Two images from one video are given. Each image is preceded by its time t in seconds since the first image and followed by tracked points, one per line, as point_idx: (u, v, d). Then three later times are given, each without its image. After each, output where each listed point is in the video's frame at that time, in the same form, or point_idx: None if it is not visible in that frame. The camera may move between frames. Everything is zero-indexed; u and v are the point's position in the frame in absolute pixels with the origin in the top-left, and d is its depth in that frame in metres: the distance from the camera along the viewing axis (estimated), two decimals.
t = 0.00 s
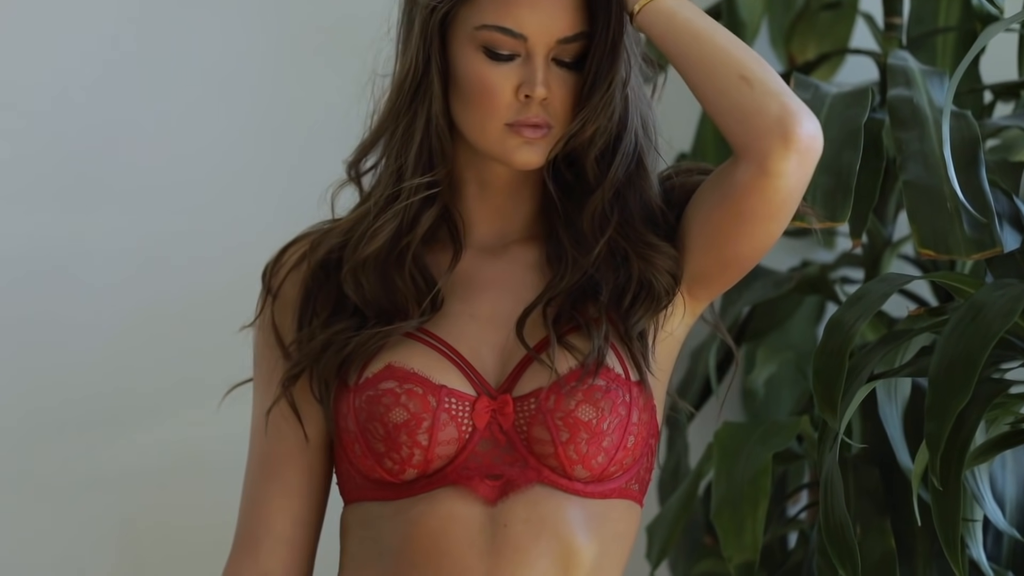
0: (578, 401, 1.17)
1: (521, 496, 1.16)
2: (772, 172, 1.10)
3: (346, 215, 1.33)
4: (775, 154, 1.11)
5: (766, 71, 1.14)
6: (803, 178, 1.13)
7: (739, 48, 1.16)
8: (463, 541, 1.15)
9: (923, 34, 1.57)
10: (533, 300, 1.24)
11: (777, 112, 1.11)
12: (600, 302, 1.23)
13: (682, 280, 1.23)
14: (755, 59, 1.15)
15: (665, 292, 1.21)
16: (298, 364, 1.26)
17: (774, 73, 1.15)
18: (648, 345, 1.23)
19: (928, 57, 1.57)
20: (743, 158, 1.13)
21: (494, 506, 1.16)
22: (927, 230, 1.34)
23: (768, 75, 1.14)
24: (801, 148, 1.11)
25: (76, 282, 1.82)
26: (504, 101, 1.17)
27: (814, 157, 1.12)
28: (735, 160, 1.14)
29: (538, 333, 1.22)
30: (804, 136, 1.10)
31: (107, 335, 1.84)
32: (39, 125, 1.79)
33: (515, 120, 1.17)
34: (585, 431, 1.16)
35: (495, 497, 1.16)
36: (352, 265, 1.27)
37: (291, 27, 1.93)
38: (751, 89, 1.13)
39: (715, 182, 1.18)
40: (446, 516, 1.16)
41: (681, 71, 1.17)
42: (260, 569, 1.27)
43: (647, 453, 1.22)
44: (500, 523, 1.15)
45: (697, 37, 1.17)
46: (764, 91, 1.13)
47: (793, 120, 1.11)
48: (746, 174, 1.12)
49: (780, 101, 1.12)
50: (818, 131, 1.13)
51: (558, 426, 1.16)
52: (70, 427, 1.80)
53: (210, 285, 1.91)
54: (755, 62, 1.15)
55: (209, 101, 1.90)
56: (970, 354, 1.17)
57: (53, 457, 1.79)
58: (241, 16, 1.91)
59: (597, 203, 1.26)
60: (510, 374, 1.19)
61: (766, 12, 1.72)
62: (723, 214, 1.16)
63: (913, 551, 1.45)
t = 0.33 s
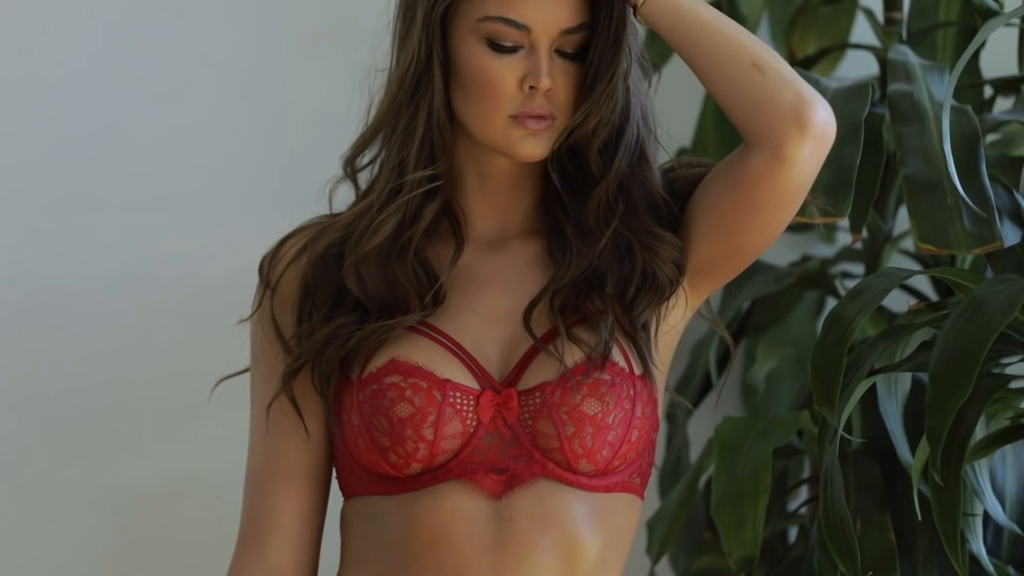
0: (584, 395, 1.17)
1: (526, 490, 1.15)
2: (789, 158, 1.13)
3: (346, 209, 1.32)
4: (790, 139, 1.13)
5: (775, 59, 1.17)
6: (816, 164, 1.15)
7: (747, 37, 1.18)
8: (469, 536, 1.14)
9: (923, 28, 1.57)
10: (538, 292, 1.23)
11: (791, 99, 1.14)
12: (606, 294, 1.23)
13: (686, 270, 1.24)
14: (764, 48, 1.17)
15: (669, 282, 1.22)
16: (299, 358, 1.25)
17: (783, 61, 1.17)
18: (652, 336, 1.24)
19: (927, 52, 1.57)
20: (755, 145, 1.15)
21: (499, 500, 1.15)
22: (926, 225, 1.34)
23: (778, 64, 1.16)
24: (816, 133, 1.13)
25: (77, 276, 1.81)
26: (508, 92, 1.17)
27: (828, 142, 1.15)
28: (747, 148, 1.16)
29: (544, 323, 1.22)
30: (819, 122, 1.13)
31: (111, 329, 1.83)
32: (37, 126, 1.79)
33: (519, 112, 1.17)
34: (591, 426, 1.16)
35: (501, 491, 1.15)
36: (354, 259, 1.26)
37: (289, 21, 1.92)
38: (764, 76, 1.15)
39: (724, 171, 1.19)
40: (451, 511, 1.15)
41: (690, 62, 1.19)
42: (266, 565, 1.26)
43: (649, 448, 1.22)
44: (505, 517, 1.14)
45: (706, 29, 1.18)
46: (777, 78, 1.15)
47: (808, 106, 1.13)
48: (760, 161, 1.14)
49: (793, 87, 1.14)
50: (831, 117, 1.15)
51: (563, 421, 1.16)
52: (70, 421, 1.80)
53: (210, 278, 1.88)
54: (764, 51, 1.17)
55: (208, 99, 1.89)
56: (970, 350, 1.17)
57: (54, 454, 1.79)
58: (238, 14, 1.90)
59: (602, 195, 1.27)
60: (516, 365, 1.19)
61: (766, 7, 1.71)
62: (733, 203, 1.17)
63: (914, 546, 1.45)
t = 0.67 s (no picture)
0: (588, 388, 1.16)
1: (531, 483, 1.15)
2: (800, 152, 1.13)
3: (344, 203, 1.31)
4: (800, 133, 1.13)
5: (785, 53, 1.17)
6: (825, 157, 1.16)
7: (756, 31, 1.18)
8: (474, 531, 1.14)
9: (924, 22, 1.57)
10: (541, 285, 1.24)
11: (802, 92, 1.14)
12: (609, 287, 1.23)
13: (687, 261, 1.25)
14: (773, 41, 1.18)
15: (670, 274, 1.22)
16: (300, 353, 1.25)
17: (792, 55, 1.17)
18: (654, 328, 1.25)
19: (927, 47, 1.57)
20: (764, 138, 1.15)
21: (504, 493, 1.15)
22: (926, 219, 1.33)
23: (788, 57, 1.16)
24: (827, 126, 1.13)
25: (77, 270, 1.80)
26: (512, 84, 1.17)
27: (838, 136, 1.15)
28: (756, 142, 1.16)
29: (549, 315, 1.22)
30: (830, 116, 1.13)
31: (115, 324, 1.82)
32: (38, 123, 1.78)
33: (523, 103, 1.17)
34: (595, 419, 1.16)
35: (506, 484, 1.15)
36: (355, 253, 1.26)
37: (287, 15, 1.91)
38: (775, 70, 1.15)
39: (731, 163, 1.19)
40: (455, 505, 1.15)
41: (699, 56, 1.19)
42: (272, 563, 1.26)
43: (652, 441, 1.22)
44: (510, 511, 1.14)
45: (715, 22, 1.18)
46: (788, 72, 1.15)
47: (819, 99, 1.14)
48: (769, 154, 1.14)
49: (804, 81, 1.15)
50: (841, 110, 1.16)
51: (568, 414, 1.16)
52: (70, 416, 1.79)
53: (210, 272, 1.88)
54: (774, 45, 1.17)
55: (209, 95, 1.88)
56: (968, 345, 1.17)
57: (54, 451, 1.79)
58: (238, 7, 1.89)
59: (603, 188, 1.27)
60: (520, 358, 1.19)
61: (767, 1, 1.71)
62: (741, 195, 1.17)
63: (914, 541, 1.45)
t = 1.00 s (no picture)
0: (593, 380, 1.16)
1: (536, 476, 1.15)
2: (810, 150, 1.13)
3: (344, 197, 1.31)
4: (811, 130, 1.14)
5: (799, 50, 1.17)
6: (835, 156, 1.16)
7: (770, 27, 1.18)
8: (480, 525, 1.14)
9: (924, 15, 1.57)
10: (546, 274, 1.24)
11: (814, 90, 1.14)
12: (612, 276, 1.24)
13: (688, 249, 1.25)
14: (786, 37, 1.18)
15: (672, 262, 1.23)
16: (301, 350, 1.24)
17: (806, 53, 1.18)
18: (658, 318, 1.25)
19: (927, 41, 1.57)
20: (775, 134, 1.15)
21: (509, 486, 1.15)
22: (926, 213, 1.32)
23: (801, 54, 1.17)
24: (838, 124, 1.13)
25: (77, 264, 1.79)
26: (517, 72, 1.16)
27: (848, 135, 1.15)
28: (766, 138, 1.16)
29: (554, 304, 1.22)
30: (842, 114, 1.13)
31: (114, 318, 1.81)
32: (35, 112, 1.76)
33: (528, 91, 1.17)
34: (600, 411, 1.16)
35: (511, 477, 1.15)
36: (356, 246, 1.26)
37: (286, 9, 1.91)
38: (788, 66, 1.15)
39: (739, 158, 1.19)
40: (460, 498, 1.15)
41: (711, 49, 1.19)
42: (273, 560, 1.26)
43: (656, 433, 1.22)
44: (515, 505, 1.14)
45: (729, 16, 1.18)
46: (801, 69, 1.15)
47: (832, 97, 1.14)
48: (780, 150, 1.14)
49: (817, 79, 1.15)
50: (852, 109, 1.16)
51: (572, 406, 1.16)
52: (70, 410, 1.78)
53: (210, 267, 1.88)
54: (788, 41, 1.17)
55: (210, 86, 1.88)
56: (966, 339, 1.16)
57: (55, 449, 1.77)
58: None
59: (603, 177, 1.27)
60: (524, 350, 1.18)
61: None
62: (748, 191, 1.17)
63: (914, 535, 1.44)
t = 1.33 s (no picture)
0: (595, 372, 1.16)
1: (539, 469, 1.15)
2: (821, 156, 1.12)
3: (345, 189, 1.31)
4: (823, 135, 1.13)
5: (820, 57, 1.16)
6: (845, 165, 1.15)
7: (793, 31, 1.17)
8: (484, 518, 1.14)
9: (924, 9, 1.57)
10: (549, 262, 1.24)
11: (830, 97, 1.13)
12: (613, 264, 1.24)
13: (689, 237, 1.25)
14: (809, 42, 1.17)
15: (672, 250, 1.23)
16: (302, 344, 1.24)
17: (826, 60, 1.17)
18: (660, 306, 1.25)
19: (927, 36, 1.57)
20: (787, 136, 1.15)
21: (512, 478, 1.15)
22: (926, 208, 1.32)
23: (821, 61, 1.16)
24: (850, 132, 1.13)
25: (77, 259, 1.79)
26: (521, 58, 1.16)
27: (860, 143, 1.14)
28: (777, 140, 1.16)
29: (558, 292, 1.22)
30: (856, 122, 1.13)
31: (113, 313, 1.81)
32: (34, 105, 1.76)
33: (531, 78, 1.17)
34: (602, 403, 1.16)
35: (513, 469, 1.15)
36: (358, 236, 1.26)
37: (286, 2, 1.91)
38: (806, 71, 1.14)
39: (748, 157, 1.18)
40: (462, 490, 1.15)
41: (731, 46, 1.19)
42: (276, 553, 1.26)
43: (659, 425, 1.21)
44: (518, 497, 1.14)
45: (754, 15, 1.18)
46: (819, 76, 1.14)
47: (846, 104, 1.13)
48: (790, 153, 1.14)
49: (834, 87, 1.14)
50: (866, 118, 1.15)
51: (575, 399, 1.15)
52: (70, 407, 1.78)
53: (211, 261, 1.88)
54: (810, 46, 1.17)
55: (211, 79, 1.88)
56: (964, 335, 1.16)
57: (56, 447, 1.77)
58: None
59: (603, 164, 1.27)
60: (527, 342, 1.18)
61: None
62: (755, 192, 1.17)
63: (913, 529, 1.45)
